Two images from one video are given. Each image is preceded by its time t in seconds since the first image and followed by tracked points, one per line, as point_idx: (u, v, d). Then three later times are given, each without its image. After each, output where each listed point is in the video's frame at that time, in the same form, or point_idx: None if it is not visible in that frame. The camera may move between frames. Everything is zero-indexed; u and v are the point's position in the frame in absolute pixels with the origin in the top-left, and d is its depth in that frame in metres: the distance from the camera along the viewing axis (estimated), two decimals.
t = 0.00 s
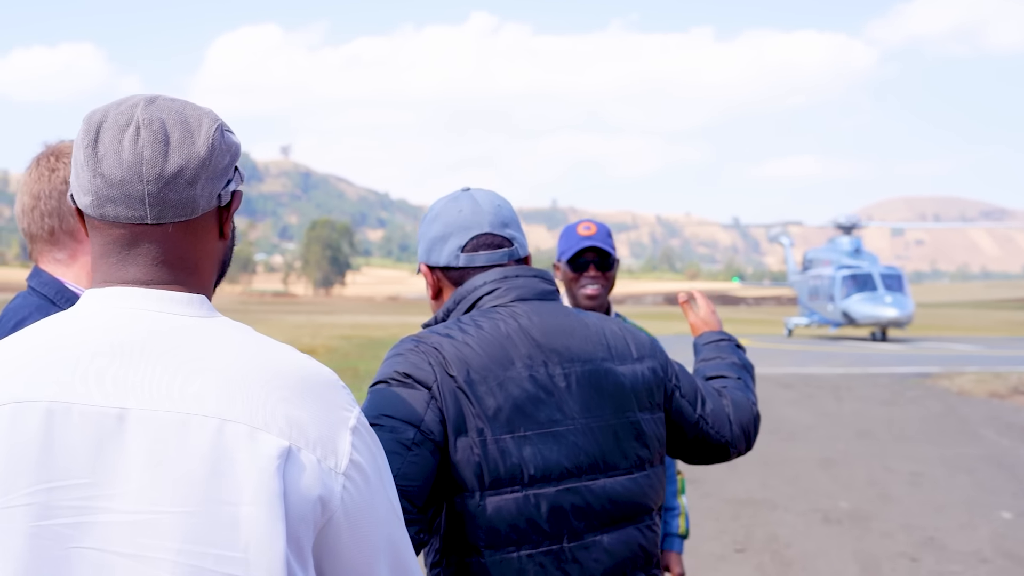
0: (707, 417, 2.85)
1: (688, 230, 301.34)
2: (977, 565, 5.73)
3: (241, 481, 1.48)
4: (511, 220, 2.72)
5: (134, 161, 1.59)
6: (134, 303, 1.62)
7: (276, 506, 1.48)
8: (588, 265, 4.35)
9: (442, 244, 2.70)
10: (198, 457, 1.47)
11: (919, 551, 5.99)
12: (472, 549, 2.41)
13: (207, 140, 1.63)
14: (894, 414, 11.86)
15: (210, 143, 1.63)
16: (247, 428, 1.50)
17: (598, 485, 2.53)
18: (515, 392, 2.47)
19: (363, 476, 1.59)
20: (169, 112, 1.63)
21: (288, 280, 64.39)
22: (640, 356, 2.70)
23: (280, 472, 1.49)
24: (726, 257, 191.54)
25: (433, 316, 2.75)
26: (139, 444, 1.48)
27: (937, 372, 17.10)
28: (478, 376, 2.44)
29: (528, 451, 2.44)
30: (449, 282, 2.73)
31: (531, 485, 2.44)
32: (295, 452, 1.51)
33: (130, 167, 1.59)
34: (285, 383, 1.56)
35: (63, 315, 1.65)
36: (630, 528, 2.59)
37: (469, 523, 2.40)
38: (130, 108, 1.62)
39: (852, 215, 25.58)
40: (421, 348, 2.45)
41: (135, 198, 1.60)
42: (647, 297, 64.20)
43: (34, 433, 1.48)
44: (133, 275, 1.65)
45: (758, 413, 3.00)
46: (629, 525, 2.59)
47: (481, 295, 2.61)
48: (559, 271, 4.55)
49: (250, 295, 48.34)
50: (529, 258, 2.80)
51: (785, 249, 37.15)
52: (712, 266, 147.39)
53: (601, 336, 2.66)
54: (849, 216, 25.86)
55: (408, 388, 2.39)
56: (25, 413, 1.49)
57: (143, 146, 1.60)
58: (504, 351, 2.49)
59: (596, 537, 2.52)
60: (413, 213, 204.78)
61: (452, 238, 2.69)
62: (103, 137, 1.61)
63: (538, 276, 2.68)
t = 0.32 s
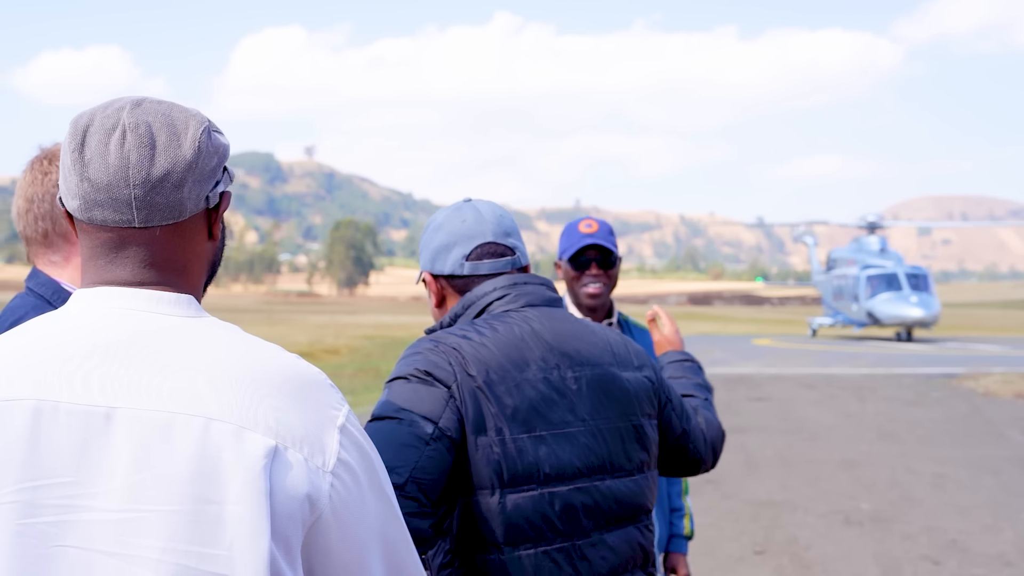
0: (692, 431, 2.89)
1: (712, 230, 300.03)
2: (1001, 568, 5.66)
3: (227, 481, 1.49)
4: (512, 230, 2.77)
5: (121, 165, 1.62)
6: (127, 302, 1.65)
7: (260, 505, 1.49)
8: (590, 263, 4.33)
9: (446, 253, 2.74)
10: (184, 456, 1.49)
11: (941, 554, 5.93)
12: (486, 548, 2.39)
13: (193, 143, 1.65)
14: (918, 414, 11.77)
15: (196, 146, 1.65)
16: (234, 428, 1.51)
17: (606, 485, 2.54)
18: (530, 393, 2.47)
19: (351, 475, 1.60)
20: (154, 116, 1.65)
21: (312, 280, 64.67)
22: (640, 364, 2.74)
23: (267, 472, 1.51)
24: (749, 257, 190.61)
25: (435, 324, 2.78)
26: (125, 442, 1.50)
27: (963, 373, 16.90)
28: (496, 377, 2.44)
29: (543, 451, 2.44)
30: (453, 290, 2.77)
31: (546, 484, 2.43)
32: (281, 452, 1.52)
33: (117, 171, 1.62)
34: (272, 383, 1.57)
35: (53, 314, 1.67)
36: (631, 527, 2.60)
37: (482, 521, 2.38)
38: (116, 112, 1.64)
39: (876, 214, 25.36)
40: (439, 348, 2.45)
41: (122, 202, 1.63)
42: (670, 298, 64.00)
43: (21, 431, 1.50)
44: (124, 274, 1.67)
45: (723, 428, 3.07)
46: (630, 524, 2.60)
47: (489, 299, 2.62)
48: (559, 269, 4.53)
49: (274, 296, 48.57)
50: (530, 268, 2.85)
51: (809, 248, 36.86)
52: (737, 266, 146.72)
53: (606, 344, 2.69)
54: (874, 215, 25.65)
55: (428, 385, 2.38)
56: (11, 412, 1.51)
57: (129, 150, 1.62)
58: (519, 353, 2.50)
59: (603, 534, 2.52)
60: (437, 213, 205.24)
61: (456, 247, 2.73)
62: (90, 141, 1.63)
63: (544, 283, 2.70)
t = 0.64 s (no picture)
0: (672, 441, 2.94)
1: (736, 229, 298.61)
2: None
3: (227, 479, 1.50)
4: (524, 237, 2.79)
5: (119, 171, 1.63)
6: (129, 306, 1.66)
7: (260, 503, 1.49)
8: (592, 260, 4.33)
9: (459, 259, 2.75)
10: (183, 456, 1.50)
11: (965, 557, 5.86)
12: (508, 537, 2.40)
13: (192, 147, 1.66)
14: (943, 416, 11.63)
15: (195, 149, 1.66)
16: (234, 427, 1.52)
17: (620, 481, 2.57)
18: (552, 389, 2.49)
19: (351, 473, 1.60)
20: (152, 121, 1.66)
21: (335, 280, 64.95)
22: (643, 370, 2.79)
23: (266, 471, 1.51)
24: (774, 257, 189.48)
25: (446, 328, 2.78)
26: (126, 440, 1.51)
27: (990, 374, 16.71)
28: (522, 370, 2.47)
29: (564, 445, 2.46)
30: (464, 294, 2.77)
31: (567, 476, 2.46)
32: (281, 451, 1.53)
33: (116, 176, 1.63)
34: (271, 383, 1.58)
35: (57, 315, 1.69)
36: (640, 523, 2.63)
37: (506, 509, 2.40)
38: (114, 117, 1.65)
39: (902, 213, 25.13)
40: (466, 343, 2.46)
41: (122, 208, 1.64)
42: (693, 297, 63.73)
43: (23, 431, 1.52)
44: (126, 276, 1.68)
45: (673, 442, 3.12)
46: (639, 519, 2.63)
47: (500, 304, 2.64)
48: (559, 270, 4.51)
49: (298, 295, 48.84)
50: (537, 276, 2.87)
51: (833, 247, 36.60)
52: (761, 265, 145.97)
53: (615, 347, 2.73)
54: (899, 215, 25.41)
55: (457, 378, 2.39)
56: (15, 412, 1.53)
57: (128, 156, 1.63)
58: (541, 350, 2.53)
59: (617, 528, 2.55)
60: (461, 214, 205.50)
61: (469, 252, 2.75)
62: (89, 147, 1.64)
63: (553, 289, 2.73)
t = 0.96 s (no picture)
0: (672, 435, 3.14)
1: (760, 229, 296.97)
2: None
3: (243, 479, 1.51)
4: (535, 240, 3.01)
5: (134, 177, 1.64)
6: (144, 307, 1.67)
7: (274, 503, 1.50)
8: (593, 259, 4.29)
9: (476, 258, 2.94)
10: (199, 457, 1.51)
11: (988, 560, 5.81)
12: (533, 513, 2.58)
13: (205, 151, 1.67)
14: (968, 417, 11.51)
15: (208, 154, 1.67)
16: (249, 428, 1.53)
17: (635, 466, 2.76)
18: (573, 373, 2.69)
19: (363, 475, 1.61)
20: (165, 126, 1.66)
21: (358, 280, 65.17)
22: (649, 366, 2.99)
23: (281, 471, 1.52)
24: (798, 257, 188.14)
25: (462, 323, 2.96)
26: (143, 439, 1.52)
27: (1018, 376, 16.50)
28: (546, 354, 2.67)
29: (586, 425, 2.66)
30: (479, 292, 2.96)
31: (589, 456, 2.65)
32: (296, 452, 1.54)
33: (132, 182, 1.64)
34: (286, 384, 1.59)
35: (72, 318, 1.70)
36: (653, 508, 2.84)
37: (534, 484, 2.58)
38: (127, 124, 1.66)
39: (928, 212, 24.87)
40: (491, 330, 2.69)
41: (139, 213, 1.65)
42: (717, 298, 63.38)
43: (43, 429, 1.53)
44: (141, 280, 1.69)
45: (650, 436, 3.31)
46: (652, 504, 2.84)
47: (507, 301, 2.85)
48: (560, 267, 4.48)
49: (321, 296, 48.96)
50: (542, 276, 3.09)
51: (858, 246, 36.25)
52: (786, 265, 145.00)
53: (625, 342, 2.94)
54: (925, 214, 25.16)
55: (486, 361, 2.60)
56: (33, 412, 1.54)
57: (143, 161, 1.64)
58: (561, 338, 2.73)
59: (633, 510, 2.74)
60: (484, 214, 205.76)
61: (486, 252, 2.93)
62: (103, 153, 1.65)
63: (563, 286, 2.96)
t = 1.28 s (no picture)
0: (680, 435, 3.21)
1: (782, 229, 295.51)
2: None
3: (268, 481, 1.51)
4: (545, 242, 3.16)
5: (162, 183, 1.65)
6: (166, 311, 1.68)
7: (297, 506, 1.51)
8: (593, 258, 4.28)
9: (493, 256, 3.07)
10: (225, 458, 1.51)
11: (1010, 564, 5.75)
12: (556, 493, 2.66)
13: (230, 156, 1.68)
14: (992, 419, 11.38)
15: (233, 159, 1.68)
16: (274, 430, 1.53)
17: (651, 456, 2.83)
18: (593, 361, 2.78)
19: (382, 476, 1.61)
20: (190, 132, 1.68)
21: (379, 280, 65.44)
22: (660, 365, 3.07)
23: (305, 474, 1.52)
24: (820, 258, 187.05)
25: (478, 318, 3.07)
26: (169, 441, 1.52)
27: None
28: (565, 342, 2.77)
29: (606, 410, 2.74)
30: (495, 289, 3.09)
31: (609, 440, 2.72)
32: (319, 454, 1.54)
33: (159, 188, 1.65)
34: (309, 386, 1.59)
35: (96, 320, 1.71)
36: (666, 496, 2.91)
37: (558, 463, 2.66)
38: (152, 129, 1.67)
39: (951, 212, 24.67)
40: (513, 318, 2.79)
41: (166, 218, 1.67)
42: (738, 298, 63.11)
43: (69, 431, 1.53)
44: (166, 284, 1.70)
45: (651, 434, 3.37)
46: (665, 492, 2.90)
47: (522, 294, 2.95)
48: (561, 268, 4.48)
49: (342, 297, 49.12)
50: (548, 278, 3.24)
51: (881, 246, 36.00)
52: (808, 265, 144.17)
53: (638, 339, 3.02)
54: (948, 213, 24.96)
55: (513, 345, 2.69)
56: (60, 412, 1.54)
57: (170, 167, 1.65)
58: (580, 328, 2.83)
59: (649, 496, 2.81)
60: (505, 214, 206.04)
61: (502, 250, 3.07)
62: (130, 158, 1.66)
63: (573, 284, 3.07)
